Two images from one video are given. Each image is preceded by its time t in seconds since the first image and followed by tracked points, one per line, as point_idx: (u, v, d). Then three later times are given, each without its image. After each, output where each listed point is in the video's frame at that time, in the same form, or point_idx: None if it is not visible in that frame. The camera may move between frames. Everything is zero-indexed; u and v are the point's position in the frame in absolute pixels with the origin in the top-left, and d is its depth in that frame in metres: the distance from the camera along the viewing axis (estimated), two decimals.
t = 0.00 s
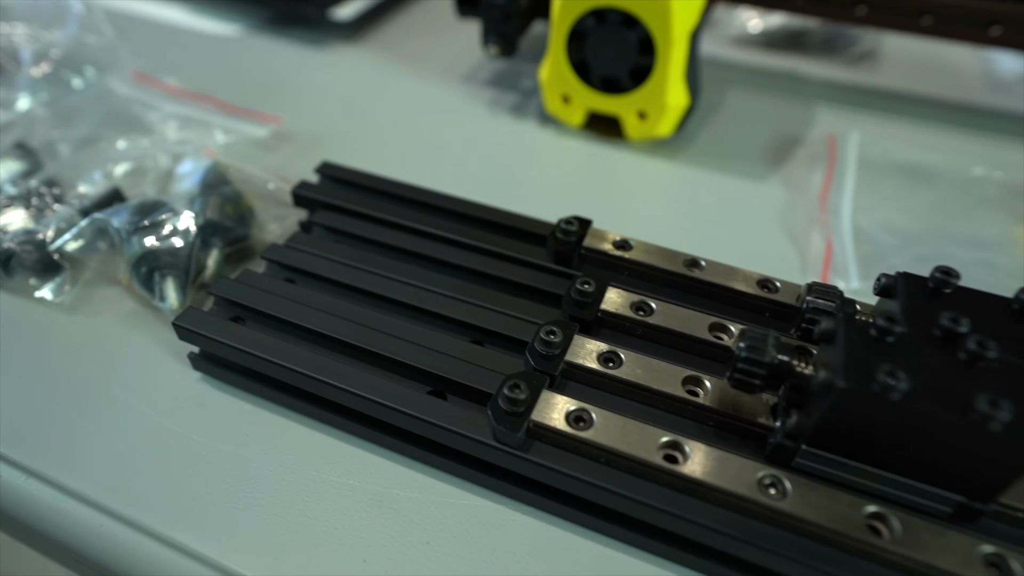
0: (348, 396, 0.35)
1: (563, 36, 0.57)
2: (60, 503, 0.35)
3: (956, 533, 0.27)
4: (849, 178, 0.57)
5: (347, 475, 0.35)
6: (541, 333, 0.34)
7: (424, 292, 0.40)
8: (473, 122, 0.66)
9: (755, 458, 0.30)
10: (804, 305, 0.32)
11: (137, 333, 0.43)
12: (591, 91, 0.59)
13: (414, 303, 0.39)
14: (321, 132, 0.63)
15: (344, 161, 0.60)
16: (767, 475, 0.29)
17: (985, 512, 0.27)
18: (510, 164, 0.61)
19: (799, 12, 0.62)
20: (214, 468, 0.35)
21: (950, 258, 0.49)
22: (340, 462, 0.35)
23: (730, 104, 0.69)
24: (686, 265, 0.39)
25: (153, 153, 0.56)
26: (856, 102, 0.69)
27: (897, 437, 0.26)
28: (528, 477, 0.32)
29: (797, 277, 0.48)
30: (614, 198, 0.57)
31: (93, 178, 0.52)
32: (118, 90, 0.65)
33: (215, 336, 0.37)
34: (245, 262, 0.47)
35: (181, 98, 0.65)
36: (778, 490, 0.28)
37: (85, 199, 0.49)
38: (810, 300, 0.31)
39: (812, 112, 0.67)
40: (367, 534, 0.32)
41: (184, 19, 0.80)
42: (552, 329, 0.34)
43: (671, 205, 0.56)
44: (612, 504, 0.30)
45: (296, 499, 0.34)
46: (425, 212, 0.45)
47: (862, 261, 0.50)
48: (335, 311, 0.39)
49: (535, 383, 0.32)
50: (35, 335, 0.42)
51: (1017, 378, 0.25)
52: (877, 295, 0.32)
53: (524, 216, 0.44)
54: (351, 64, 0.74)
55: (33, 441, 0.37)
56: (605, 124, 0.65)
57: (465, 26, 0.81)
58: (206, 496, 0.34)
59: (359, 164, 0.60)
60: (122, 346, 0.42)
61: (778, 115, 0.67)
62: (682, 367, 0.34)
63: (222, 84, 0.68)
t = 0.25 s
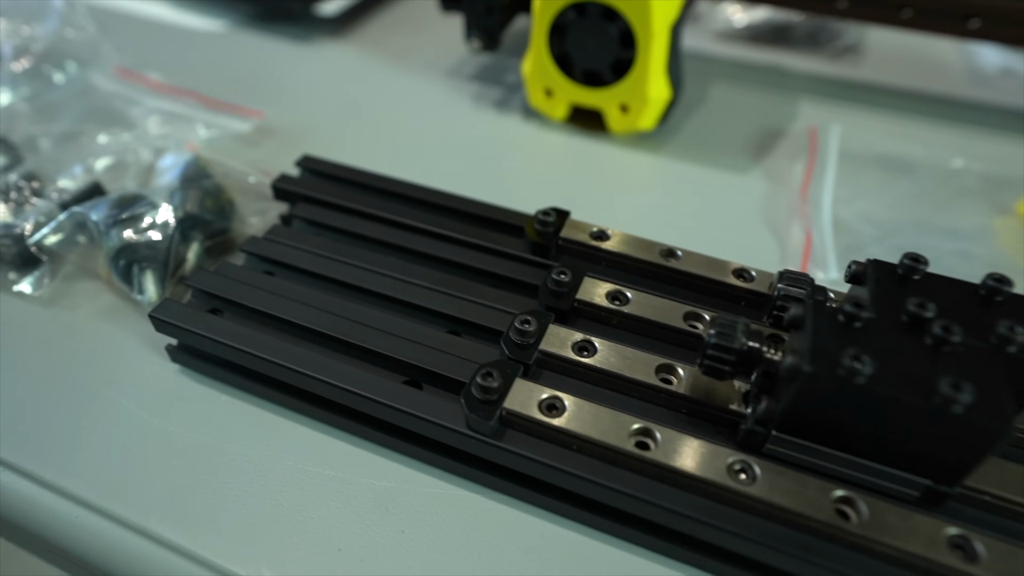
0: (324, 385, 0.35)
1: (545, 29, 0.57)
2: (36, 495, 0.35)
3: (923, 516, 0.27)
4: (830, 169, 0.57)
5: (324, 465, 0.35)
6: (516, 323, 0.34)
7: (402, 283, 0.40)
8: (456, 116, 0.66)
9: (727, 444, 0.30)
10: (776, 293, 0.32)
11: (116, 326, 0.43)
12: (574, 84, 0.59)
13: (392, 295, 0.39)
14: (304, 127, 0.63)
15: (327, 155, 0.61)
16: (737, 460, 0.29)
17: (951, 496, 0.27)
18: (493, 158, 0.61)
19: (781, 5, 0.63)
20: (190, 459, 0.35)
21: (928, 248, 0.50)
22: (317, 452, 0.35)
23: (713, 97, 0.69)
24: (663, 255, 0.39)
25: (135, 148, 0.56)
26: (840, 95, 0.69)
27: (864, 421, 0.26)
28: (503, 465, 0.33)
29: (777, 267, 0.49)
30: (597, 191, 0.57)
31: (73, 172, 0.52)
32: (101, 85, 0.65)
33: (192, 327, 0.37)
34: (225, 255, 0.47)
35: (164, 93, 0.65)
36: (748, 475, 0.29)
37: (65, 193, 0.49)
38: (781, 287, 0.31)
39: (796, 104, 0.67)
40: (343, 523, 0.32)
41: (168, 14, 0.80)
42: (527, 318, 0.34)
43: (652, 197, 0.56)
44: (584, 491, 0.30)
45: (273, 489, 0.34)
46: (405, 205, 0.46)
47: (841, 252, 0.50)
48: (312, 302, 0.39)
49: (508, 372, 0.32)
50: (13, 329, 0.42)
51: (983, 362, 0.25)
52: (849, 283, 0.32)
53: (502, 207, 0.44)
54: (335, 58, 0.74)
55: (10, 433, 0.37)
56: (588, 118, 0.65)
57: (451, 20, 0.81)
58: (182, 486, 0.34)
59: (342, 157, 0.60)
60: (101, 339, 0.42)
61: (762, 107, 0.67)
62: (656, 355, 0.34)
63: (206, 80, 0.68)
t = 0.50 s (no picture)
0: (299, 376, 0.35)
1: (526, 23, 0.57)
2: (11, 487, 0.34)
3: (889, 500, 0.27)
4: (810, 161, 0.58)
5: (300, 456, 0.35)
6: (490, 313, 0.34)
7: (379, 275, 0.40)
8: (439, 110, 0.66)
9: (698, 431, 0.31)
10: (747, 281, 0.32)
11: (95, 320, 0.43)
12: (556, 78, 0.59)
13: (369, 286, 0.39)
14: (286, 122, 0.63)
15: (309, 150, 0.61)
16: (706, 447, 0.29)
17: (917, 480, 0.27)
18: (475, 151, 0.61)
19: None
20: (167, 451, 0.35)
21: (906, 238, 0.50)
22: (293, 443, 0.35)
23: (697, 91, 0.69)
24: (638, 246, 0.39)
25: (115, 144, 0.56)
26: (822, 88, 0.69)
27: (829, 406, 0.26)
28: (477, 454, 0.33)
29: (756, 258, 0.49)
30: (579, 184, 0.57)
31: (54, 167, 0.52)
32: (83, 81, 0.65)
33: (168, 320, 0.38)
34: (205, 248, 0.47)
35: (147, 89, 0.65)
36: (718, 461, 0.29)
37: (44, 188, 0.49)
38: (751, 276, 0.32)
39: (779, 97, 0.68)
40: (318, 513, 0.33)
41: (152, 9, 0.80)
42: (501, 308, 0.35)
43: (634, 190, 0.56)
44: (556, 478, 0.30)
45: (248, 480, 0.34)
46: (384, 198, 0.46)
47: (819, 242, 0.50)
48: (289, 294, 0.39)
49: (480, 362, 0.32)
50: None
51: (947, 347, 0.26)
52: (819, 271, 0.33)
53: (481, 200, 0.44)
54: (318, 53, 0.74)
55: None
56: (571, 112, 0.65)
57: (435, 15, 0.81)
58: (158, 478, 0.34)
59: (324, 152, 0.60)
60: (79, 333, 0.42)
61: (745, 101, 0.67)
62: (630, 344, 0.34)
63: (189, 76, 0.68)
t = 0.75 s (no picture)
0: (273, 369, 0.35)
1: (506, 17, 0.57)
2: None
3: (854, 486, 0.27)
4: (789, 154, 0.58)
5: (275, 448, 0.35)
6: (462, 304, 0.34)
7: (355, 268, 0.40)
8: (421, 105, 0.66)
9: (668, 420, 0.31)
10: (716, 271, 0.32)
11: (71, 316, 0.43)
12: (536, 72, 0.59)
13: (345, 280, 0.40)
14: (268, 118, 0.63)
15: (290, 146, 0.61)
16: (674, 435, 0.29)
17: (882, 466, 0.28)
18: (457, 147, 0.61)
19: None
20: (141, 446, 0.35)
21: (883, 230, 0.50)
22: (267, 436, 0.36)
23: (678, 86, 0.69)
24: (613, 238, 0.40)
25: (95, 141, 0.56)
26: (803, 82, 0.69)
27: (793, 392, 0.27)
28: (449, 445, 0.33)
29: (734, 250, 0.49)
30: (559, 178, 0.58)
31: (32, 163, 0.52)
32: (64, 78, 0.65)
33: (143, 314, 0.38)
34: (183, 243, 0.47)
35: (129, 85, 0.65)
36: (686, 448, 0.29)
37: (21, 184, 0.49)
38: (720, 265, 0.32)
39: (760, 92, 0.68)
40: (291, 505, 0.33)
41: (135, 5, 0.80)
42: (473, 300, 0.35)
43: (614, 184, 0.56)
44: (526, 468, 0.31)
45: (222, 472, 0.34)
46: (361, 192, 0.46)
47: (797, 235, 0.50)
48: (264, 288, 0.39)
49: (452, 353, 0.33)
50: None
51: (909, 333, 0.26)
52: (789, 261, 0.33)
53: (457, 193, 0.44)
54: (301, 49, 0.74)
55: None
56: (553, 107, 0.65)
57: (419, 11, 0.81)
58: (131, 472, 0.34)
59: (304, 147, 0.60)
60: (56, 328, 0.42)
61: (726, 95, 0.67)
62: (602, 335, 0.34)
63: (171, 73, 0.68)
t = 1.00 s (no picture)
0: (247, 366, 0.35)
1: (485, 17, 0.58)
2: None
3: (819, 477, 0.28)
4: (768, 152, 0.58)
5: (250, 445, 0.35)
6: (435, 301, 0.35)
7: (331, 266, 0.40)
8: (404, 104, 0.67)
9: (637, 414, 0.31)
10: (685, 266, 0.33)
11: (49, 315, 0.43)
12: (516, 71, 0.59)
13: (321, 278, 0.40)
14: (249, 118, 0.63)
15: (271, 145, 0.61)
16: (642, 428, 0.30)
17: (846, 457, 0.28)
18: (438, 145, 0.62)
19: None
20: (117, 444, 0.36)
21: (860, 226, 0.51)
22: (243, 433, 0.36)
23: (660, 84, 0.70)
24: (587, 234, 0.40)
25: (75, 141, 0.56)
26: (784, 80, 0.70)
27: (757, 384, 0.27)
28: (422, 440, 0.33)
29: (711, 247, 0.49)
30: (540, 176, 0.58)
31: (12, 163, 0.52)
32: (46, 78, 0.65)
33: (118, 313, 0.38)
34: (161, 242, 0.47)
35: (110, 86, 0.66)
36: (653, 442, 0.29)
37: None
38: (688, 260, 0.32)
39: (741, 90, 0.68)
40: (265, 501, 0.33)
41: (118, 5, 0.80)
42: (445, 296, 0.35)
43: (594, 182, 0.57)
44: (497, 462, 0.31)
45: (197, 469, 0.34)
46: (339, 191, 0.46)
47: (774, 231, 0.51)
48: (240, 286, 0.39)
49: (423, 349, 0.33)
50: None
51: (870, 325, 0.26)
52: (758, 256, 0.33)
53: (434, 191, 0.44)
54: (284, 49, 0.74)
55: None
56: (535, 106, 0.65)
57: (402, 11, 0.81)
58: (106, 470, 0.34)
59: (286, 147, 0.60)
60: (33, 328, 0.42)
61: (707, 93, 0.68)
62: (573, 330, 0.35)
63: (153, 73, 0.68)
